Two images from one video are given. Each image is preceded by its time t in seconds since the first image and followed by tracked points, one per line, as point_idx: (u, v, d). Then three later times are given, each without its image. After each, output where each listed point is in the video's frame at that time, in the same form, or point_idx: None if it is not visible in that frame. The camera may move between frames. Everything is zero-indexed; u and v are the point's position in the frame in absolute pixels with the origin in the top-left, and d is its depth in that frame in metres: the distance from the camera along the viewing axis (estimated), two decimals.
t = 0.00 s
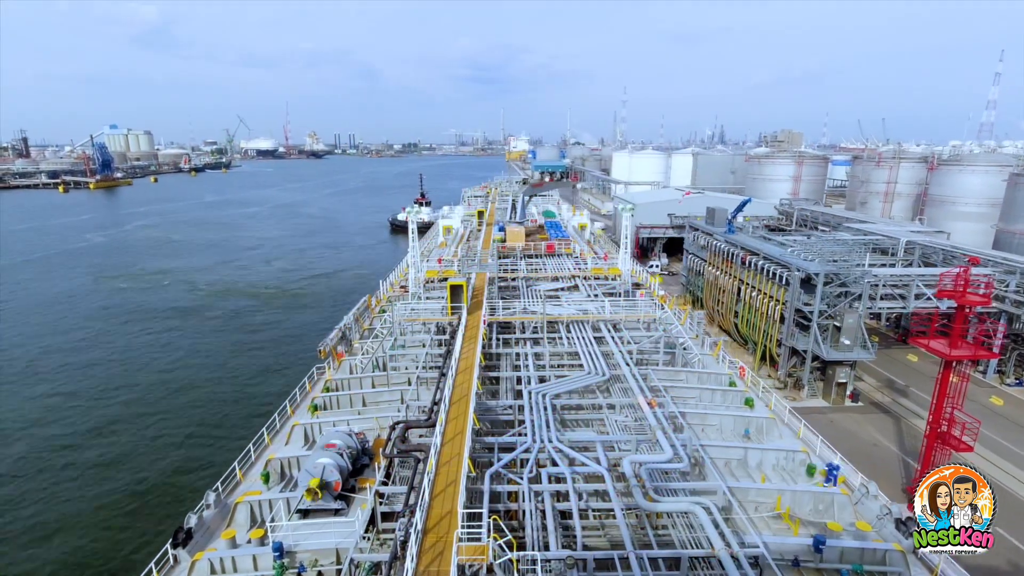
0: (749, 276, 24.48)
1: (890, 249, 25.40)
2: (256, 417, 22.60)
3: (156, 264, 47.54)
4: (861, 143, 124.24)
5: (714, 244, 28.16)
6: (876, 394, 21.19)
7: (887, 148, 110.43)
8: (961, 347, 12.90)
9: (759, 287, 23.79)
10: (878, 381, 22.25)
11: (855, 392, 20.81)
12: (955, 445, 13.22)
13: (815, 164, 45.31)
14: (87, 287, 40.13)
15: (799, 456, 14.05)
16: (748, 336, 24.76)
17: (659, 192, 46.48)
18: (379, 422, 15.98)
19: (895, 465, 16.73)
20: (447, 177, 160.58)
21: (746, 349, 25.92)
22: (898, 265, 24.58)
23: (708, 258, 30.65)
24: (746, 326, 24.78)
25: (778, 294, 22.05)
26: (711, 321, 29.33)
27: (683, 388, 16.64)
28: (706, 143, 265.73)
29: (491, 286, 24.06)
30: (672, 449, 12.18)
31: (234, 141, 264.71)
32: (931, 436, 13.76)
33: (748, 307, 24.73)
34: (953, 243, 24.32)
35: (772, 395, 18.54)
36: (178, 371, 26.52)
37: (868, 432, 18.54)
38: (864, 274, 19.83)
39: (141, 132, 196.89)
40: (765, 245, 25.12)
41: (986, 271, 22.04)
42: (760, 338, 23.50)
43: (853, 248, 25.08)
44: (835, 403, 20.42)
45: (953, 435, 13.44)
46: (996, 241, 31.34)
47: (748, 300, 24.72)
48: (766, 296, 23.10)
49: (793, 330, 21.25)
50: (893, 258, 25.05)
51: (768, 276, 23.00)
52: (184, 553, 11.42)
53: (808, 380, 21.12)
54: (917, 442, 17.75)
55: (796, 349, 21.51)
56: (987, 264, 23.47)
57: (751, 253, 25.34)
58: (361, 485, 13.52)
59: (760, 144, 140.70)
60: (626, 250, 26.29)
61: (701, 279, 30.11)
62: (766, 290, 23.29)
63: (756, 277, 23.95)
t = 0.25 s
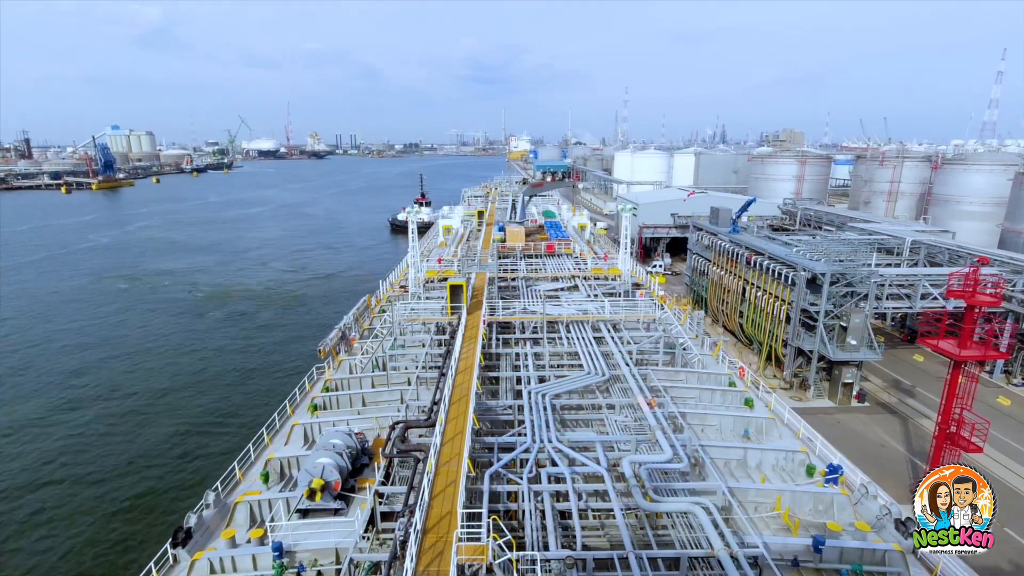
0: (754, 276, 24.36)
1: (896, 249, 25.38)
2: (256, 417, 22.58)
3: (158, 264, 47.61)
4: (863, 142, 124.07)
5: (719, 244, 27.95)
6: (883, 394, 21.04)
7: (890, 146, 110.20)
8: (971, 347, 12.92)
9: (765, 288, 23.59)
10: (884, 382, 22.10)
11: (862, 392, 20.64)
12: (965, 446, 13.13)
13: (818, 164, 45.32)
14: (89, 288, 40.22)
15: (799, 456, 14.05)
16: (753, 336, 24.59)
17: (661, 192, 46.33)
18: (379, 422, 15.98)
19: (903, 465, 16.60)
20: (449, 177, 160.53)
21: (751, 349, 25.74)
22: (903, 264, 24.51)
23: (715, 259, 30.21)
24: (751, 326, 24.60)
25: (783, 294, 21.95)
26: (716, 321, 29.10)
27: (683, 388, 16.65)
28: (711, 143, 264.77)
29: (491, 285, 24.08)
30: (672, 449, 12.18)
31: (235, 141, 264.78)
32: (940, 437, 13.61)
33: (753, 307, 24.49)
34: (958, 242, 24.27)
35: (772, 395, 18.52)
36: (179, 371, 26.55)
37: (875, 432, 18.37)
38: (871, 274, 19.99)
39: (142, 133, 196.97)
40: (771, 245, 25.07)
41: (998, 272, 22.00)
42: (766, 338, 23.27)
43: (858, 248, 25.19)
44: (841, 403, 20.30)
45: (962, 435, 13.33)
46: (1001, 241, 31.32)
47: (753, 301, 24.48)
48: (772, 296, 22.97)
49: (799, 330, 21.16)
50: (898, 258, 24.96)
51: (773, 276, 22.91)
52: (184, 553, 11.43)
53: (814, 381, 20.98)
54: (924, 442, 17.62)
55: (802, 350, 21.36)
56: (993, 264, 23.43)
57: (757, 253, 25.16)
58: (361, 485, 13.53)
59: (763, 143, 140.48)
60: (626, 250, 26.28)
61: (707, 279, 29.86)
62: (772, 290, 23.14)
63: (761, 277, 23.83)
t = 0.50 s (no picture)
0: (760, 277, 24.00)
1: (902, 249, 25.42)
2: (256, 417, 22.57)
3: (159, 263, 47.66)
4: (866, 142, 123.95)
5: (725, 244, 27.66)
6: (891, 395, 20.91)
7: (893, 146, 110.21)
8: (984, 349, 12.89)
9: (771, 288, 23.27)
10: (891, 382, 21.98)
11: (870, 393, 20.51)
12: (977, 448, 13.21)
13: (821, 164, 45.36)
14: (90, 287, 40.25)
15: (799, 456, 14.04)
16: (759, 336, 24.24)
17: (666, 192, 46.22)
18: (379, 422, 15.97)
19: (913, 466, 16.43)
20: (450, 177, 160.48)
21: (757, 349, 25.49)
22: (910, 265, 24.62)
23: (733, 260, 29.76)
24: (758, 326, 24.29)
25: (790, 294, 21.57)
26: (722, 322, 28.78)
27: (683, 388, 16.66)
28: (711, 143, 264.73)
29: (491, 285, 24.08)
30: (672, 449, 12.18)
31: (236, 141, 264.69)
32: (952, 439, 13.67)
33: (759, 308, 24.14)
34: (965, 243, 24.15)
35: (772, 395, 18.50)
36: (179, 371, 26.56)
37: (884, 433, 18.24)
38: (879, 274, 19.73)
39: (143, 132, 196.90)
40: (777, 245, 24.68)
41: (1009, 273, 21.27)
42: (772, 338, 23.01)
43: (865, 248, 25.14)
44: (849, 404, 20.13)
45: (975, 437, 13.41)
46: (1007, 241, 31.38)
47: (759, 301, 24.13)
48: (778, 296, 22.59)
49: (806, 330, 20.75)
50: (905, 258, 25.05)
51: (780, 276, 22.51)
52: (184, 553, 11.42)
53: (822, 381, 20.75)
54: (933, 443, 17.50)
55: (810, 350, 21.04)
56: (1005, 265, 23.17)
57: (763, 253, 24.76)
58: (361, 485, 13.53)
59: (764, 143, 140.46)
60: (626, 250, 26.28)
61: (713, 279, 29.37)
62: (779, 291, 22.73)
63: (767, 277, 23.47)
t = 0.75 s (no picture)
0: (767, 277, 23.87)
1: (909, 250, 25.39)
2: (256, 417, 22.56)
3: (160, 263, 47.70)
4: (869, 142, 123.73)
5: (730, 245, 27.37)
6: (899, 396, 20.78)
7: (896, 145, 109.88)
8: (997, 350, 12.91)
9: (778, 289, 23.14)
10: (899, 384, 21.86)
11: (878, 394, 20.41)
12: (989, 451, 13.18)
13: (825, 164, 45.31)
14: (90, 286, 40.27)
15: (799, 455, 14.05)
16: (766, 337, 24.15)
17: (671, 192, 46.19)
18: (380, 422, 15.98)
19: (922, 468, 16.34)
20: (452, 177, 160.34)
21: (763, 350, 25.39)
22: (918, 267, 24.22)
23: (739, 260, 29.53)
24: (764, 327, 24.15)
25: (798, 295, 21.53)
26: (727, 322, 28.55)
27: (683, 388, 16.65)
28: (712, 143, 264.49)
29: (491, 285, 24.05)
30: (672, 449, 12.16)
31: (237, 141, 264.79)
32: (963, 441, 13.68)
33: (766, 309, 24.01)
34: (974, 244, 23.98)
35: (773, 394, 18.48)
36: (180, 371, 26.56)
37: (893, 435, 18.11)
38: (888, 274, 19.55)
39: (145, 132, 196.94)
40: (784, 246, 24.58)
41: None
42: (779, 339, 22.86)
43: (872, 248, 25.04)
44: (857, 406, 20.04)
45: (987, 439, 13.41)
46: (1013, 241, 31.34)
47: (766, 303, 23.97)
48: (786, 297, 22.50)
49: (814, 332, 20.78)
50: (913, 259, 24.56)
51: (787, 277, 22.48)
52: (184, 553, 11.41)
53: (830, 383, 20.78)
54: (943, 446, 17.41)
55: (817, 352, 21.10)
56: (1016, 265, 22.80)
57: (770, 254, 24.61)
58: (362, 485, 13.53)
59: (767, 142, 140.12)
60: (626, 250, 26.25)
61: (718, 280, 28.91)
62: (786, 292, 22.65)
63: (774, 278, 23.39)
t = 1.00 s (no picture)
0: (775, 278, 23.69)
1: (916, 250, 25.38)
2: (257, 416, 22.56)
3: (160, 262, 47.75)
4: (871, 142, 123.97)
5: (736, 245, 27.25)
6: (908, 397, 20.59)
7: (900, 146, 109.77)
8: (1012, 352, 12.83)
9: (786, 289, 22.97)
10: (907, 385, 21.66)
11: (887, 395, 20.19)
12: (1003, 452, 13.06)
13: (828, 164, 45.27)
14: (92, 286, 40.35)
15: (799, 456, 14.05)
16: (774, 338, 23.93)
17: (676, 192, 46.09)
18: (380, 422, 16.00)
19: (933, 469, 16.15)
20: (454, 177, 160.38)
21: (772, 352, 25.14)
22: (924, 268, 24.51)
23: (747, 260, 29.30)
24: (772, 328, 23.93)
25: (806, 296, 21.29)
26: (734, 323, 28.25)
27: (683, 388, 16.66)
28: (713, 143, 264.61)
29: (491, 285, 24.03)
30: (672, 449, 12.14)
31: (238, 141, 264.79)
32: (977, 443, 13.60)
33: (773, 309, 23.88)
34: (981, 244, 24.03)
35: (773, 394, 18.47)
36: (180, 370, 26.58)
37: (903, 437, 17.88)
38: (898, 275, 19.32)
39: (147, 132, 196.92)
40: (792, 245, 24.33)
41: None
42: (787, 340, 22.65)
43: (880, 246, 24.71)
44: (866, 407, 19.87)
45: (1001, 442, 13.27)
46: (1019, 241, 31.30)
47: (773, 304, 23.82)
48: (794, 297, 22.30)
49: (822, 333, 20.57)
50: (920, 260, 24.94)
51: (796, 277, 22.22)
52: (184, 553, 11.41)
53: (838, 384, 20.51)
54: (955, 448, 17.18)
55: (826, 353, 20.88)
56: None
57: (777, 254, 24.37)
58: (362, 485, 13.52)
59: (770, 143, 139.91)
60: (626, 249, 26.24)
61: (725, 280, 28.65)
62: (794, 293, 22.49)
63: (782, 278, 23.17)
